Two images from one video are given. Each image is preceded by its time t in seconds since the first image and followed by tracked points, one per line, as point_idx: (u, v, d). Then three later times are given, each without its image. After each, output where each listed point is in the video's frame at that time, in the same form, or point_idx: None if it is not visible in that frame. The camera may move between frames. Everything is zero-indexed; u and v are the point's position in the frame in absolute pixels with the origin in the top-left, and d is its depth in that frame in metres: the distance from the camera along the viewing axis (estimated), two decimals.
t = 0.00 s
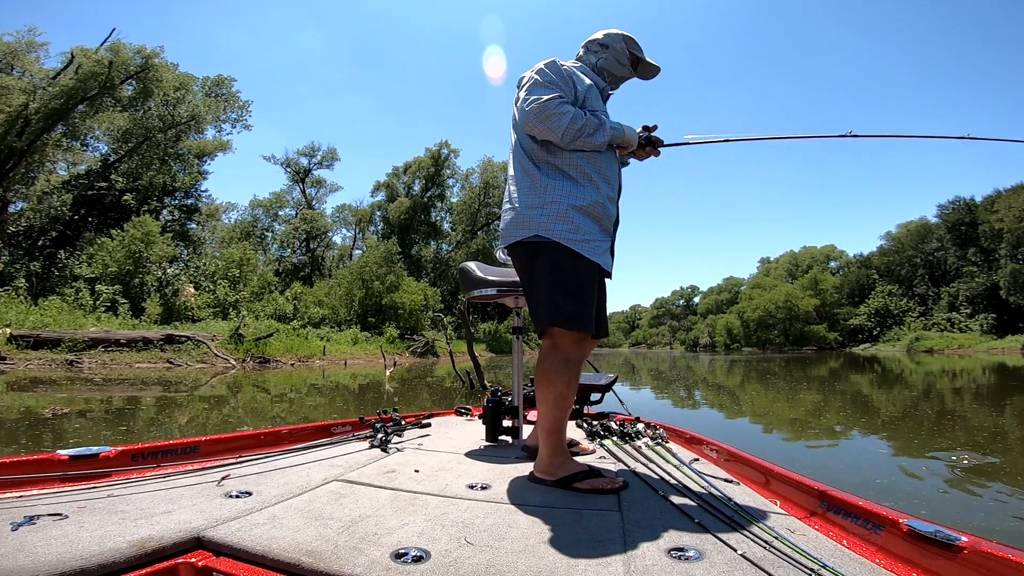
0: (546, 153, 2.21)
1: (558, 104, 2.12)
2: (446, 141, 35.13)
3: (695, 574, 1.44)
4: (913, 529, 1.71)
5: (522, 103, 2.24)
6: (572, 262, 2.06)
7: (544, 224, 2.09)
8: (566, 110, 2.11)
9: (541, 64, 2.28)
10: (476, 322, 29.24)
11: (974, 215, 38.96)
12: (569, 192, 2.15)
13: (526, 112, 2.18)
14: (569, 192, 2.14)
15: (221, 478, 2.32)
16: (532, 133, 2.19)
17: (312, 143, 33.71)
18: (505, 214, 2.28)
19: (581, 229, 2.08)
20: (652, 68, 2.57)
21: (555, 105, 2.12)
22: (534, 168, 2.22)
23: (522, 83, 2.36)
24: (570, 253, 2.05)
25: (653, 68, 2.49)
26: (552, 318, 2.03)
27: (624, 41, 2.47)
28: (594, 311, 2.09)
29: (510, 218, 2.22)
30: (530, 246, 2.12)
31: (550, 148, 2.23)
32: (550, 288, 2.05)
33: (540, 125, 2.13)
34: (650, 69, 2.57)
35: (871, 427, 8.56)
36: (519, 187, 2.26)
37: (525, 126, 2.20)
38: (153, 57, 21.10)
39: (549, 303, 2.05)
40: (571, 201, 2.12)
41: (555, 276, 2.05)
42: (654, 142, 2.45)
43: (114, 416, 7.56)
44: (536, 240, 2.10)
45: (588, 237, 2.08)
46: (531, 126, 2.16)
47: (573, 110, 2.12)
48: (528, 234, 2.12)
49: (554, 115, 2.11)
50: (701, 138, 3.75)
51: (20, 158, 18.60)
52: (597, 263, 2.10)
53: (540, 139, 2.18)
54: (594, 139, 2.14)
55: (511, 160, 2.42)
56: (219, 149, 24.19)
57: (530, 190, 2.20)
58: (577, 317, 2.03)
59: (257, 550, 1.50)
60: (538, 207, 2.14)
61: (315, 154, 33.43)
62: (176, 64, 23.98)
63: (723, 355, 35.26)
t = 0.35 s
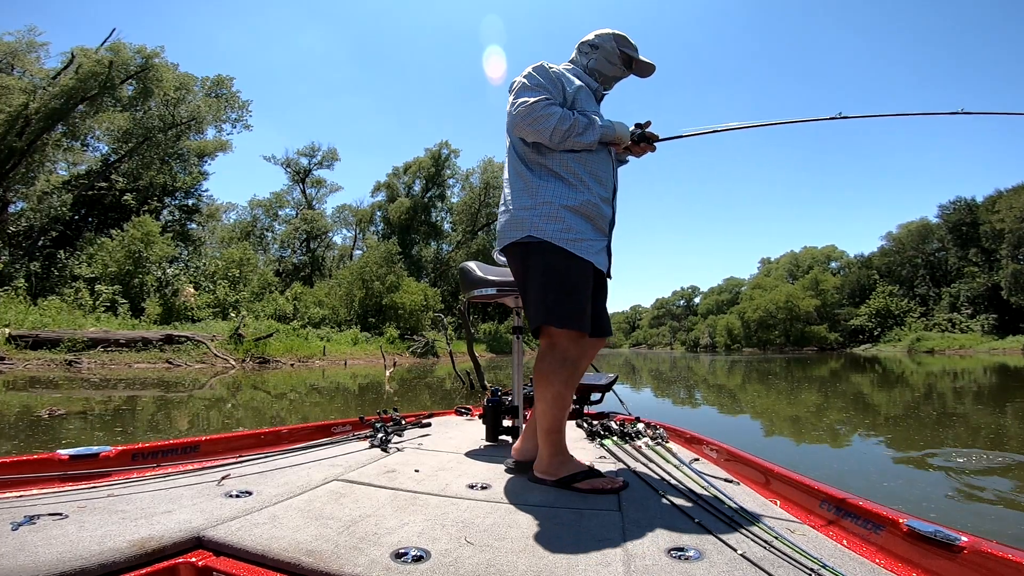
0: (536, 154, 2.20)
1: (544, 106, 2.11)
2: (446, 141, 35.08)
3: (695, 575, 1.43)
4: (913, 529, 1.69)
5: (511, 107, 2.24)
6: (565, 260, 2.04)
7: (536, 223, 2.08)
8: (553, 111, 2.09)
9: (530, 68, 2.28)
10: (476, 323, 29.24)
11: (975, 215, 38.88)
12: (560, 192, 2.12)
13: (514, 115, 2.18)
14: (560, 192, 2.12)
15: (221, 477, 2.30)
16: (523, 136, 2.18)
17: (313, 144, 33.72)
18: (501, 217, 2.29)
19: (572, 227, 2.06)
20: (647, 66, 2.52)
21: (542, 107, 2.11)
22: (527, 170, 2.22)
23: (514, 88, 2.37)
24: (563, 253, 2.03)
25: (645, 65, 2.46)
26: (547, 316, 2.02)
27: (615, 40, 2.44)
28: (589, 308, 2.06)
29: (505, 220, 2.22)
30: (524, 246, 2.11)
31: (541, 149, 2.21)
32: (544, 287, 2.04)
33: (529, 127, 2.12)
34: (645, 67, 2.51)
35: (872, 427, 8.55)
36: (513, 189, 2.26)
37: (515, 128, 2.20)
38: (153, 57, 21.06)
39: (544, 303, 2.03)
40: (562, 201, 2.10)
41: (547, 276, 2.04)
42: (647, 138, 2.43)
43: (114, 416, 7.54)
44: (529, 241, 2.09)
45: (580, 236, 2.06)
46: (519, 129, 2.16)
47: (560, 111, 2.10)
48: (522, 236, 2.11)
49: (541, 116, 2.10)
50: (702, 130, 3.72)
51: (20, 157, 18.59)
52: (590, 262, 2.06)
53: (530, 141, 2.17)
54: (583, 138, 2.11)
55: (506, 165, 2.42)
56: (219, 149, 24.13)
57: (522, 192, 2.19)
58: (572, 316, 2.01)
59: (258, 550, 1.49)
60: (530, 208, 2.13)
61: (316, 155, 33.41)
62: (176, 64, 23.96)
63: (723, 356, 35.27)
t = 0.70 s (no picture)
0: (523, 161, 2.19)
1: (529, 113, 2.09)
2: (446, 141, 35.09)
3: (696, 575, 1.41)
4: (913, 529, 1.68)
5: (497, 116, 2.23)
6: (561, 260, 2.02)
7: (525, 225, 2.08)
8: (538, 119, 2.08)
9: (516, 78, 2.27)
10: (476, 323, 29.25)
11: (976, 215, 38.82)
12: (547, 195, 2.12)
13: (500, 125, 2.17)
14: (547, 196, 2.12)
15: (221, 478, 2.29)
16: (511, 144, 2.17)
17: (313, 144, 33.71)
18: (491, 220, 2.28)
19: (559, 228, 2.05)
20: (632, 67, 2.38)
21: (526, 115, 2.10)
22: (514, 175, 2.21)
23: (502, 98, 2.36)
24: (552, 253, 2.02)
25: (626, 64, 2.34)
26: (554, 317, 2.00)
27: (594, 43, 2.37)
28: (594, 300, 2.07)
29: (495, 225, 2.22)
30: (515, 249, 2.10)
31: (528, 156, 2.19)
32: (541, 287, 2.03)
33: (514, 135, 2.11)
34: (629, 67, 2.37)
35: (872, 428, 8.52)
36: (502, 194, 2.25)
37: (501, 137, 2.19)
38: (153, 57, 21.08)
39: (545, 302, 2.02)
40: (548, 204, 2.09)
41: (543, 275, 2.03)
42: (633, 141, 2.40)
43: (113, 417, 7.53)
44: (521, 244, 2.08)
45: (569, 235, 2.05)
46: (507, 137, 2.14)
47: (546, 117, 2.09)
48: (511, 239, 2.11)
49: (526, 124, 2.08)
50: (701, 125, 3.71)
51: (20, 157, 18.59)
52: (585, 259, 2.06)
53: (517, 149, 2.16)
54: (568, 144, 2.09)
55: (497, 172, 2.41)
56: (219, 148, 24.10)
57: (510, 197, 2.18)
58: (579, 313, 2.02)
59: (258, 550, 1.48)
60: (518, 211, 2.13)
61: (316, 155, 33.41)
62: (176, 64, 23.97)
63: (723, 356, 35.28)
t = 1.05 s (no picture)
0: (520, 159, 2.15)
1: (526, 114, 2.07)
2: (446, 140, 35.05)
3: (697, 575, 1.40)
4: (914, 529, 1.67)
5: (494, 117, 2.20)
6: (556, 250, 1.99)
7: (517, 221, 2.05)
8: (535, 119, 2.05)
9: (511, 77, 2.23)
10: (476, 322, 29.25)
11: (978, 216, 38.71)
12: (543, 191, 2.09)
13: (497, 125, 2.13)
14: (541, 193, 2.09)
15: (222, 479, 2.28)
16: (507, 143, 2.12)
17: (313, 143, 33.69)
18: (485, 219, 2.25)
19: (551, 222, 2.02)
20: (624, 63, 2.32)
21: (524, 115, 2.07)
22: (508, 174, 2.18)
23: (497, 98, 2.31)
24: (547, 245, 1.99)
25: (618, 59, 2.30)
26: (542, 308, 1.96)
27: (584, 40, 2.34)
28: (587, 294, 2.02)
29: (488, 223, 2.19)
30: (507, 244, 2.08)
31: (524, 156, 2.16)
32: (535, 275, 2.00)
33: (512, 135, 2.07)
34: (622, 63, 2.32)
35: (872, 429, 8.47)
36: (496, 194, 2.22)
37: (499, 137, 2.15)
38: (154, 56, 21.03)
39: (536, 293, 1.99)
40: (542, 200, 2.06)
41: (537, 266, 2.01)
42: (629, 139, 2.38)
43: (113, 416, 7.52)
44: (514, 239, 2.06)
45: (562, 230, 2.02)
46: (504, 138, 2.10)
47: (544, 117, 2.06)
48: (505, 235, 2.09)
49: (523, 125, 2.05)
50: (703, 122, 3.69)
51: (20, 155, 18.57)
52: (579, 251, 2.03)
53: (514, 148, 2.12)
54: (565, 143, 2.07)
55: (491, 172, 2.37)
56: (219, 148, 24.03)
57: (504, 195, 2.16)
58: (570, 304, 1.98)
59: (258, 552, 1.47)
60: (512, 208, 2.10)
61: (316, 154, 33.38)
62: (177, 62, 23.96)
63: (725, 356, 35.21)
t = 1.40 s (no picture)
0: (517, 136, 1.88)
1: (541, 83, 1.80)
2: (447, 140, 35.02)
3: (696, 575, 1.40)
4: (914, 530, 1.65)
5: (497, 86, 1.89)
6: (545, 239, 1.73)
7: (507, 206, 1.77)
8: (550, 89, 1.79)
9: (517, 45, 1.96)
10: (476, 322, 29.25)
11: (978, 217, 38.60)
12: (538, 174, 1.83)
13: (501, 93, 1.85)
14: (537, 177, 1.82)
15: (221, 479, 2.27)
16: (509, 115, 1.86)
17: (313, 142, 33.67)
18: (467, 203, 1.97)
19: (548, 212, 1.77)
20: (635, 43, 2.20)
21: (539, 84, 1.80)
22: (502, 151, 1.89)
23: (495, 65, 2.02)
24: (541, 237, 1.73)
25: (633, 38, 2.16)
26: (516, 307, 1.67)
27: (591, 19, 2.14)
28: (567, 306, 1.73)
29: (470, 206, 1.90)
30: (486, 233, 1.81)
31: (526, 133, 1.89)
32: (512, 265, 1.72)
33: (524, 105, 1.80)
34: (633, 44, 2.20)
35: (873, 430, 8.41)
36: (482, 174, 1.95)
37: (503, 107, 1.86)
38: (154, 54, 21.03)
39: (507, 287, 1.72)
40: (537, 183, 1.80)
41: (520, 257, 1.72)
42: (635, 125, 2.33)
43: (113, 415, 7.50)
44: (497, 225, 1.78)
45: (557, 222, 1.77)
46: (510, 108, 1.83)
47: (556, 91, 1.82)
48: (492, 220, 1.79)
49: (537, 94, 1.79)
50: (704, 113, 3.66)
51: (21, 154, 18.54)
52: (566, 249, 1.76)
53: (517, 122, 1.86)
54: (577, 121, 1.85)
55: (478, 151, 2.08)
56: (219, 146, 23.99)
57: (491, 176, 1.88)
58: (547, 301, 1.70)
59: (258, 551, 1.45)
60: (501, 188, 1.82)
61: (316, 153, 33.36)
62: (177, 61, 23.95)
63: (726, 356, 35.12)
